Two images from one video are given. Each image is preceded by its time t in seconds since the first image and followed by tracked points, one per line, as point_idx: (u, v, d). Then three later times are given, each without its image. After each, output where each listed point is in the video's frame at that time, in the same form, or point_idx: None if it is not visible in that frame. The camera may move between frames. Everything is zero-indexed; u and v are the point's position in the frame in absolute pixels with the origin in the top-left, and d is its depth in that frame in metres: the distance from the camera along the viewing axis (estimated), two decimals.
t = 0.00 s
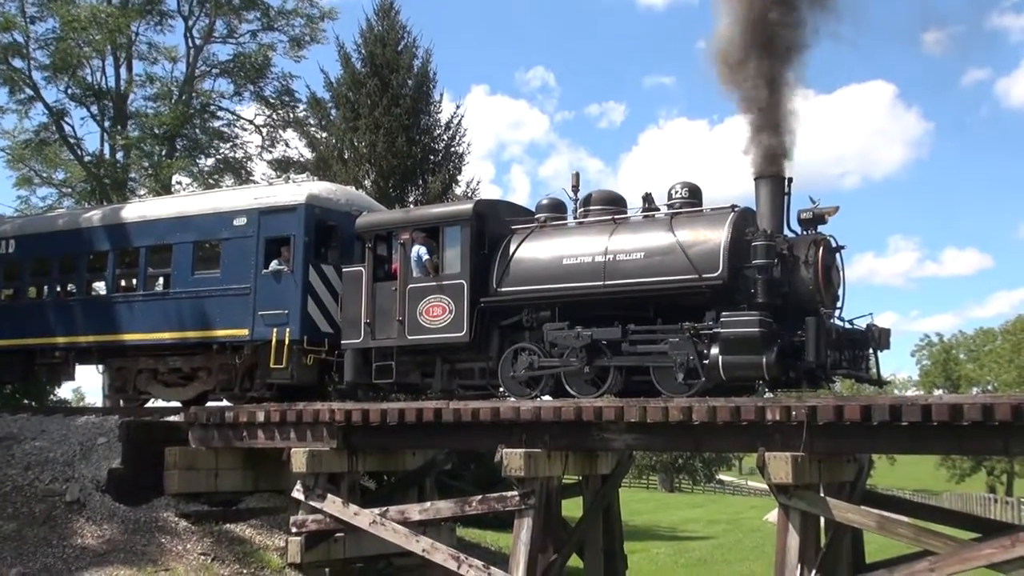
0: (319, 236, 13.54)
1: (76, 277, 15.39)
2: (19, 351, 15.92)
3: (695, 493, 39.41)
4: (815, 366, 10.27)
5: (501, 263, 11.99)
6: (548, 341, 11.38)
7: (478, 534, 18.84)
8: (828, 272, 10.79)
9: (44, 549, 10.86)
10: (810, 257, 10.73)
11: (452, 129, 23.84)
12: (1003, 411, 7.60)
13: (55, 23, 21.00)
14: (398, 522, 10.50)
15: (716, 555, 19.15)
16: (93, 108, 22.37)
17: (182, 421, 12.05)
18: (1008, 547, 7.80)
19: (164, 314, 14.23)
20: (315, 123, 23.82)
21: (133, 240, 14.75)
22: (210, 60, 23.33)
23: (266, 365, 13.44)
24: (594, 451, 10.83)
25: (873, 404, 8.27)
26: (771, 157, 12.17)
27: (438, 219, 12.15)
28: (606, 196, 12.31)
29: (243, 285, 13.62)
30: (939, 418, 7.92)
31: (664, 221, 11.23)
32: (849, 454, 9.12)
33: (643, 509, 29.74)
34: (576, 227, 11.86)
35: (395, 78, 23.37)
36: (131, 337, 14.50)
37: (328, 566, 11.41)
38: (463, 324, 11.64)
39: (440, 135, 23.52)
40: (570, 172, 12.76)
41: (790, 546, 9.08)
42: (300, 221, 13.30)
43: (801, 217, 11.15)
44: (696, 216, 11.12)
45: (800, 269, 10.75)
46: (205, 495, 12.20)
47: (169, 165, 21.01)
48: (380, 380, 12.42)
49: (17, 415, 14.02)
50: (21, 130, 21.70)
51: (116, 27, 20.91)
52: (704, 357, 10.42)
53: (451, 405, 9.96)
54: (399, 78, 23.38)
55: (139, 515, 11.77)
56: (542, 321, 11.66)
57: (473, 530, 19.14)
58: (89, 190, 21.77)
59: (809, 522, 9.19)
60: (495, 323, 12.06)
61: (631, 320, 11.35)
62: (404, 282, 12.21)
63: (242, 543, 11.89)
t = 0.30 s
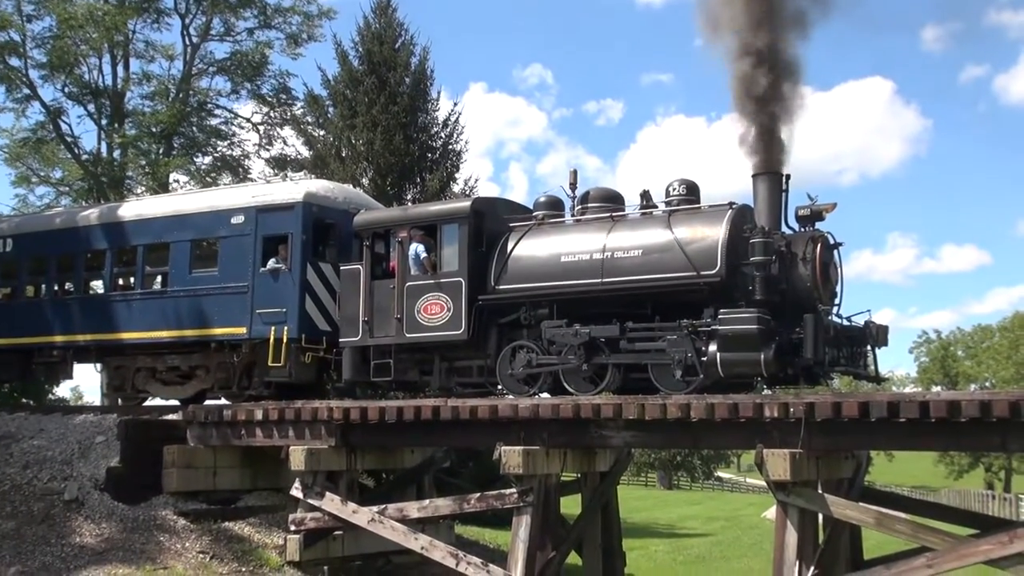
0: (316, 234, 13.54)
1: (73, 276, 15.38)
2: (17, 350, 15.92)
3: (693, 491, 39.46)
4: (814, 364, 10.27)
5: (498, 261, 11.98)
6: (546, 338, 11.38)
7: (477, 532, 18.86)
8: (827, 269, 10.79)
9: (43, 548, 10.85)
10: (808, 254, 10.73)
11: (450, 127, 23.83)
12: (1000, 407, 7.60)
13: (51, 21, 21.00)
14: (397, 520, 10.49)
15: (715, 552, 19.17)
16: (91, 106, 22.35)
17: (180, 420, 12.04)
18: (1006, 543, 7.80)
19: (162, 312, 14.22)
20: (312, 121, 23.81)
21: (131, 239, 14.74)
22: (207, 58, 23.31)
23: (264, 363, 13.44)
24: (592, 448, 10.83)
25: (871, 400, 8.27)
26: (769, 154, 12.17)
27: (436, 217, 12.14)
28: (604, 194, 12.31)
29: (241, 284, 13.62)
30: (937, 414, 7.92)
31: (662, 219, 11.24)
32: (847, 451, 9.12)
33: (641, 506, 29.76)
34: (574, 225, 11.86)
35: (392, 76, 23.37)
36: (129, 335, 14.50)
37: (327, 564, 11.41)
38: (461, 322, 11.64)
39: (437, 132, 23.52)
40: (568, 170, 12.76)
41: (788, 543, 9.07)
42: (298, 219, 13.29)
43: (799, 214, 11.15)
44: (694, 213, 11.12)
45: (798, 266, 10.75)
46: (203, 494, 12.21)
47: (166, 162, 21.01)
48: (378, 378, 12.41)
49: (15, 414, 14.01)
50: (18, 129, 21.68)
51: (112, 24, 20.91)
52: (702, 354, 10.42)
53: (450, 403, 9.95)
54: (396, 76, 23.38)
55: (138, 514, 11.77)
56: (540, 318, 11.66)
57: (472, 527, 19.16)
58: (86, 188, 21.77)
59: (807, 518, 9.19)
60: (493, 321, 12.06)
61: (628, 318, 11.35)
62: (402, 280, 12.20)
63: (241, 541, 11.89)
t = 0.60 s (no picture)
0: (314, 233, 13.53)
1: (70, 275, 15.37)
2: (14, 349, 15.91)
3: (691, 489, 39.46)
4: (812, 361, 10.28)
5: (496, 259, 11.98)
6: (543, 336, 11.38)
7: (475, 530, 18.87)
8: (824, 267, 10.79)
9: (41, 547, 10.84)
10: (805, 251, 10.73)
11: (447, 125, 23.82)
12: (997, 403, 7.60)
13: (47, 20, 20.99)
14: (395, 518, 10.49)
15: (714, 549, 19.18)
16: (87, 106, 22.33)
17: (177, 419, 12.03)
18: (1003, 539, 7.79)
19: (159, 311, 14.21)
20: (309, 120, 23.81)
21: (128, 238, 14.73)
22: (204, 56, 23.30)
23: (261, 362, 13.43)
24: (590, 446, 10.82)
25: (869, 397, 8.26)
26: (767, 151, 12.17)
27: (433, 215, 12.14)
28: (601, 191, 12.31)
29: (238, 282, 13.61)
30: (935, 411, 7.91)
31: (659, 216, 11.23)
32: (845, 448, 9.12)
33: (640, 504, 29.77)
34: (571, 223, 11.85)
35: (389, 74, 23.34)
36: (126, 334, 14.48)
37: (325, 562, 11.41)
38: (459, 320, 11.64)
39: (434, 130, 23.51)
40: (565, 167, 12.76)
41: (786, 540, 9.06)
42: (295, 218, 13.28)
43: (796, 211, 11.15)
44: (692, 210, 11.12)
45: (796, 263, 10.75)
46: (201, 492, 12.20)
47: (163, 161, 21.00)
48: (376, 377, 12.41)
49: (13, 413, 13.99)
50: (15, 128, 21.66)
51: (109, 23, 20.89)
52: (700, 351, 10.43)
53: (447, 400, 9.95)
54: (393, 74, 23.36)
55: (135, 512, 11.76)
56: (538, 316, 11.66)
57: (471, 525, 19.16)
58: (84, 187, 21.77)
59: (805, 515, 9.19)
60: (491, 319, 12.06)
61: (626, 315, 11.35)
62: (400, 278, 12.20)
63: (239, 539, 11.88)
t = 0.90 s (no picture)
0: (312, 230, 13.53)
1: (68, 271, 15.36)
2: (12, 346, 15.89)
3: (689, 486, 39.46)
4: (810, 358, 10.27)
5: (494, 256, 11.98)
6: (542, 334, 11.38)
7: (474, 527, 18.87)
8: (823, 264, 10.79)
9: (38, 544, 10.83)
10: (804, 249, 10.73)
11: (445, 122, 23.81)
12: (996, 401, 7.61)
13: (45, 17, 20.97)
14: (393, 515, 10.49)
15: (712, 546, 19.19)
16: (86, 102, 22.31)
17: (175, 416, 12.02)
18: (1001, 537, 7.80)
19: (157, 308, 14.21)
20: (307, 117, 23.79)
21: (126, 234, 14.72)
22: (202, 53, 23.28)
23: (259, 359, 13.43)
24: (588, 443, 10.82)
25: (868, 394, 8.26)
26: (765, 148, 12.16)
27: (431, 212, 12.13)
28: (600, 189, 12.30)
29: (237, 279, 13.60)
30: (933, 408, 7.91)
31: (657, 213, 11.23)
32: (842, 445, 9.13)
33: (638, 502, 29.77)
34: (570, 220, 11.85)
35: (388, 71, 23.29)
36: (125, 331, 14.48)
37: (323, 559, 11.42)
38: (457, 317, 11.64)
39: (433, 128, 23.50)
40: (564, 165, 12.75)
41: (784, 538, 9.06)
42: (293, 215, 13.27)
43: (795, 208, 11.15)
44: (690, 208, 11.12)
45: (794, 261, 10.75)
46: (199, 489, 12.20)
47: (161, 158, 20.98)
48: (375, 374, 12.41)
49: (10, 410, 13.98)
50: (13, 124, 21.64)
51: (106, 20, 20.86)
52: (698, 349, 10.43)
53: (446, 398, 9.94)
54: (391, 70, 23.31)
55: (133, 509, 11.76)
56: (536, 314, 11.66)
57: (469, 523, 19.16)
58: (82, 183, 21.75)
59: (803, 512, 9.20)
60: (489, 317, 12.06)
61: (624, 313, 11.35)
62: (398, 275, 12.19)
63: (237, 536, 11.88)
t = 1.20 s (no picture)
0: (311, 227, 13.52)
1: (67, 268, 15.36)
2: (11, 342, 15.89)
3: (688, 484, 39.47)
4: (808, 356, 10.28)
5: (493, 253, 11.98)
6: (540, 331, 11.38)
7: (472, 524, 18.88)
8: (822, 262, 10.78)
9: (37, 540, 10.84)
10: (803, 246, 10.72)
11: (444, 119, 23.81)
12: (994, 399, 7.61)
13: (44, 13, 20.95)
14: (392, 512, 10.49)
15: (710, 544, 19.19)
16: (85, 99, 22.30)
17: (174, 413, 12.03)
18: (1000, 535, 7.81)
19: (156, 305, 14.22)
20: (306, 114, 23.79)
21: (125, 231, 14.72)
22: (201, 50, 23.26)
23: (258, 356, 13.43)
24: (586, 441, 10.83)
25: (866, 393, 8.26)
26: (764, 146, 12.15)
27: (430, 209, 12.13)
28: (599, 186, 12.28)
29: (236, 276, 13.60)
30: (932, 406, 7.91)
31: (656, 211, 11.22)
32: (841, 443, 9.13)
33: (636, 500, 29.77)
34: (569, 217, 11.84)
35: (387, 68, 23.26)
36: (124, 328, 14.49)
37: (322, 555, 11.43)
38: (456, 314, 11.64)
39: (432, 125, 23.50)
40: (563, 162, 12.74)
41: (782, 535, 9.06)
42: (292, 212, 13.27)
43: (793, 206, 11.15)
44: (689, 205, 11.11)
45: (793, 258, 10.74)
46: (198, 486, 12.21)
47: (159, 155, 20.98)
48: (373, 371, 12.42)
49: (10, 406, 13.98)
50: (12, 121, 21.63)
51: (105, 16, 20.84)
52: (697, 346, 10.43)
53: (445, 395, 9.94)
54: (390, 67, 23.28)
55: (132, 506, 11.77)
56: (535, 311, 11.66)
57: (467, 520, 19.16)
58: (81, 179, 21.75)
59: (801, 510, 9.21)
60: (488, 314, 12.06)
61: (623, 310, 11.35)
62: (397, 272, 12.20)
63: (236, 533, 11.89)
